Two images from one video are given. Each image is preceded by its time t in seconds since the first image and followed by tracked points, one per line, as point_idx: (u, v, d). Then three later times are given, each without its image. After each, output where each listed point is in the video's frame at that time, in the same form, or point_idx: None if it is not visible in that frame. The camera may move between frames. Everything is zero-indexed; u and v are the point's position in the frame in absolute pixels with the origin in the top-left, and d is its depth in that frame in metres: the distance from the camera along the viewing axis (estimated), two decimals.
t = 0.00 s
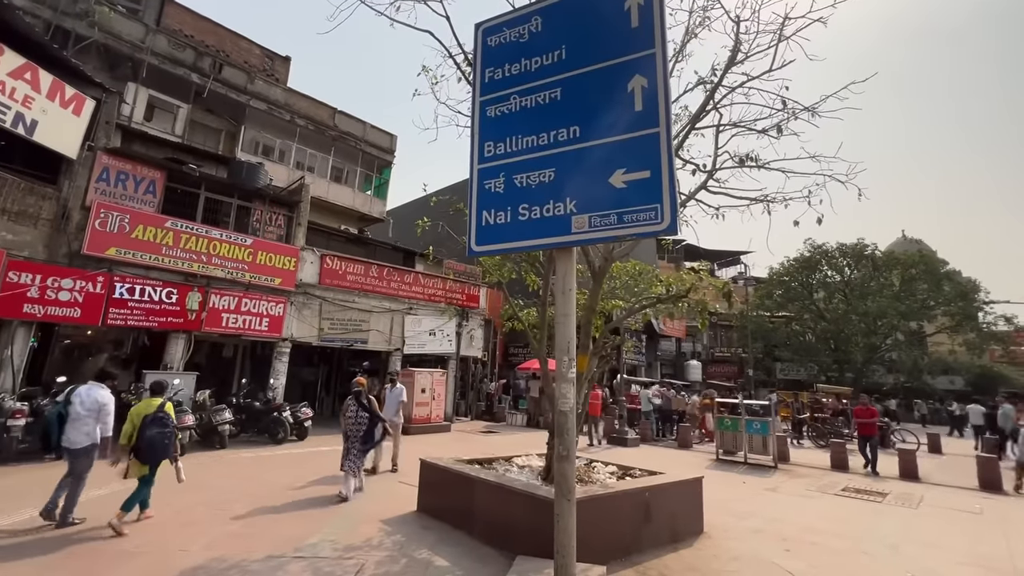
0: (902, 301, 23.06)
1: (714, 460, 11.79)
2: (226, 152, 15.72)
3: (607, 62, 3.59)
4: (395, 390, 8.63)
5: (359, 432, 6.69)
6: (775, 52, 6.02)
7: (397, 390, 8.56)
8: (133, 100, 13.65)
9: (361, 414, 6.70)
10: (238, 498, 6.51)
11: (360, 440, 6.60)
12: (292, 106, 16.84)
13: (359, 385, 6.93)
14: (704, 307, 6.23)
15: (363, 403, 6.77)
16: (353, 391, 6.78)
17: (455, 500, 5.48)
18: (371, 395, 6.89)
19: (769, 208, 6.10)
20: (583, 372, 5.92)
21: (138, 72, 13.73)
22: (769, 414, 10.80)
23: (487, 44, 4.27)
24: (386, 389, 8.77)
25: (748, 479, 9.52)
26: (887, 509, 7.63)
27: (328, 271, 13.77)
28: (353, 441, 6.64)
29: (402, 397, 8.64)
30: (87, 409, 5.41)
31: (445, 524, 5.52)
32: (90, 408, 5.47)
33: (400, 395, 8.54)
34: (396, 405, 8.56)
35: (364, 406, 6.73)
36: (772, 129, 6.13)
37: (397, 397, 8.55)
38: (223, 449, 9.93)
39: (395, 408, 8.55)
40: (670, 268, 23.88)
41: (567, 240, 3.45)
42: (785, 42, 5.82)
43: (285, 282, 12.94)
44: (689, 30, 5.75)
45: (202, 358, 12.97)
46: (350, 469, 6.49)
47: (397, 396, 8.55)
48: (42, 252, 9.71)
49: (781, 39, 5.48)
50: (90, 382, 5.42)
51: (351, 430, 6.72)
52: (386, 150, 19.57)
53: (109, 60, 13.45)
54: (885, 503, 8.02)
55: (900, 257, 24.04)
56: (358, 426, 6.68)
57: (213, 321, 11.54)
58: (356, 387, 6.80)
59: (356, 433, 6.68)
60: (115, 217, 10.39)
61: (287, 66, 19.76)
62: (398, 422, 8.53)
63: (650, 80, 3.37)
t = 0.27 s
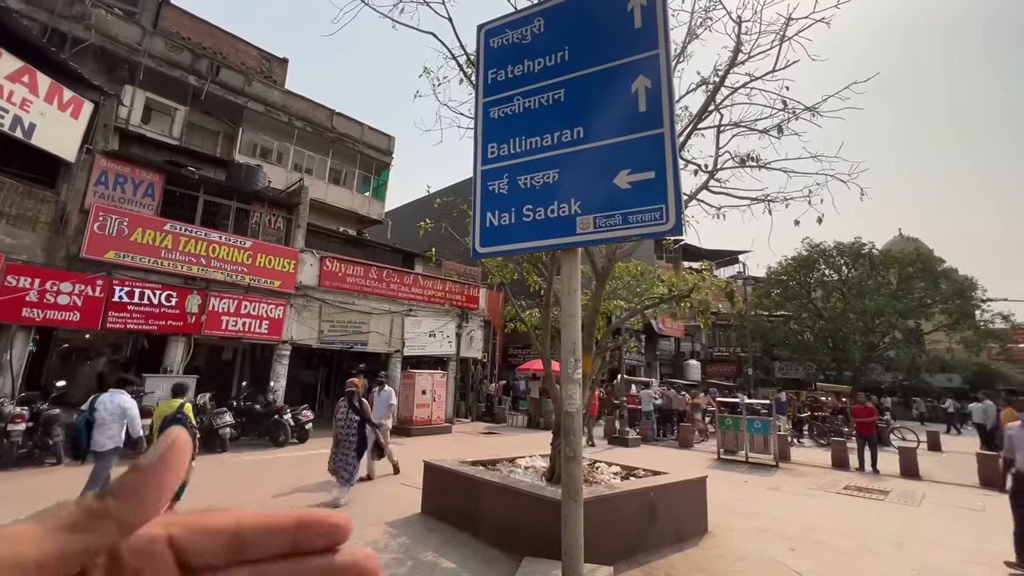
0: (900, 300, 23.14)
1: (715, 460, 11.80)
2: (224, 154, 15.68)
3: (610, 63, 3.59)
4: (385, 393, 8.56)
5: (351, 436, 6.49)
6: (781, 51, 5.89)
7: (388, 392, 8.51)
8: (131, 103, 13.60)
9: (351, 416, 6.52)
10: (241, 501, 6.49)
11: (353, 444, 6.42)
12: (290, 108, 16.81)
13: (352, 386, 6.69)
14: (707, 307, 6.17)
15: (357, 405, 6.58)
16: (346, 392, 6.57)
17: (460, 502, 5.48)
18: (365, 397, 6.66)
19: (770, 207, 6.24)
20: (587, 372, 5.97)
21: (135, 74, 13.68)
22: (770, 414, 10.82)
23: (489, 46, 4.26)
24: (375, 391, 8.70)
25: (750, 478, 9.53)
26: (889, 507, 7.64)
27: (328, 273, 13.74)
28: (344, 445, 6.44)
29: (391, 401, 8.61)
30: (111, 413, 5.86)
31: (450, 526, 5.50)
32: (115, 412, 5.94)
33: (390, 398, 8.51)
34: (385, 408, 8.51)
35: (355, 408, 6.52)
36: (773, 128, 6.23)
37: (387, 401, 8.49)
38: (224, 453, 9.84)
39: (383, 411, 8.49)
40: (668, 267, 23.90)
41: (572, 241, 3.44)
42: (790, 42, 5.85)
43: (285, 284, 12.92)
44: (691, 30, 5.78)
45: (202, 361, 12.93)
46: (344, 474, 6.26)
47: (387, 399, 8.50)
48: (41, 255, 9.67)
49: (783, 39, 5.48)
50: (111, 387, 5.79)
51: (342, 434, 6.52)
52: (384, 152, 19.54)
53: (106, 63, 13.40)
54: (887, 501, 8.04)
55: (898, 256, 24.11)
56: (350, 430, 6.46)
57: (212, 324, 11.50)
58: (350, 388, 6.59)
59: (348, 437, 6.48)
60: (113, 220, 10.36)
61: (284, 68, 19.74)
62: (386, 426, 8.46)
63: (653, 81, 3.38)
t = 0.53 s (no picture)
0: (897, 298, 23.25)
1: (715, 458, 11.83)
2: (222, 156, 15.67)
3: (611, 63, 3.60)
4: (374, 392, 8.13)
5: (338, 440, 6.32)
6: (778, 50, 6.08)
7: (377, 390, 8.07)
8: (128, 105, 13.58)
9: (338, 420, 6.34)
10: (242, 503, 6.48)
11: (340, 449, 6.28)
12: (288, 109, 16.81)
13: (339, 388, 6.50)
14: (707, 305, 6.19)
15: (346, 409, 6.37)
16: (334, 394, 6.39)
17: (462, 502, 5.47)
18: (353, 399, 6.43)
19: (769, 206, 6.26)
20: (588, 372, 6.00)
21: (132, 77, 13.66)
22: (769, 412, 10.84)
23: (490, 46, 4.27)
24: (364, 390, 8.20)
25: (750, 477, 9.55)
26: (889, 505, 7.68)
27: (327, 274, 13.73)
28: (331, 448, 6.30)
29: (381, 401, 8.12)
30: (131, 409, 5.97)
31: (452, 526, 5.51)
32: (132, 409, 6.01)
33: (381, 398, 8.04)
34: (375, 409, 8.00)
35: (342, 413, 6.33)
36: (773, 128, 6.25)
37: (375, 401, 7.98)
38: (223, 455, 9.83)
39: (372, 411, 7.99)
40: (667, 267, 23.94)
41: (573, 240, 3.45)
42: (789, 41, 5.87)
43: (284, 286, 12.89)
44: (690, 30, 5.81)
45: (201, 363, 12.91)
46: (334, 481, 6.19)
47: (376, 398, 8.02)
48: (39, 258, 9.65)
49: (783, 39, 5.50)
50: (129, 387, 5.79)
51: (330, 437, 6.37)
52: (382, 153, 19.55)
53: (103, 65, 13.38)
54: (888, 499, 8.06)
55: (895, 255, 24.20)
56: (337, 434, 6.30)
57: (212, 326, 11.48)
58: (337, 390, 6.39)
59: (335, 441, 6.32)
60: (112, 222, 10.34)
61: (282, 70, 19.74)
62: (371, 431, 7.79)
63: (654, 80, 3.39)
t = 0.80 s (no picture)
0: (896, 298, 23.31)
1: (715, 460, 11.83)
2: (221, 159, 15.68)
3: (609, 66, 3.61)
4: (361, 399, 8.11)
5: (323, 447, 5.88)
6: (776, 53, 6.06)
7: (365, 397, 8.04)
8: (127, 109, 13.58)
9: (323, 425, 5.94)
10: (242, 507, 6.48)
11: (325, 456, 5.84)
12: (287, 112, 16.82)
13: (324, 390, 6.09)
14: (707, 307, 6.19)
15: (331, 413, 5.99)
16: (317, 397, 5.95)
17: (462, 505, 5.47)
18: (337, 401, 6.08)
19: (768, 208, 6.20)
20: (587, 374, 6.02)
21: (131, 80, 13.67)
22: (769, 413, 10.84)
23: (488, 49, 4.28)
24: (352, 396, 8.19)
25: (751, 478, 9.56)
26: (888, 505, 7.69)
27: (326, 277, 13.73)
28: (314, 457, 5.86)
29: (369, 407, 8.15)
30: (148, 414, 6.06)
31: (452, 529, 5.51)
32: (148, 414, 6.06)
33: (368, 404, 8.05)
34: (363, 414, 8.03)
35: (327, 417, 5.95)
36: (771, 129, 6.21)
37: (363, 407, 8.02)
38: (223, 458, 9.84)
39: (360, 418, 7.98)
40: (666, 269, 23.97)
41: (573, 243, 3.46)
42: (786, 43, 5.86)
43: (283, 288, 12.89)
44: (689, 32, 5.80)
45: (200, 366, 12.91)
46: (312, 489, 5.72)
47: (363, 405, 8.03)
48: (39, 262, 9.65)
49: (781, 41, 5.52)
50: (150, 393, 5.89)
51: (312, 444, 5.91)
52: (381, 155, 19.58)
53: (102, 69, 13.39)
54: (888, 499, 8.06)
55: (894, 255, 24.24)
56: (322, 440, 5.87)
57: (211, 329, 11.47)
58: (320, 393, 5.97)
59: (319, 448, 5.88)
60: (111, 226, 10.33)
61: (281, 72, 19.76)
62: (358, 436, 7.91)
63: (653, 83, 3.40)
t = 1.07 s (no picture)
0: (897, 300, 23.31)
1: (716, 462, 11.83)
2: (223, 162, 15.73)
3: (608, 70, 3.63)
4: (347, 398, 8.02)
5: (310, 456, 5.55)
6: (773, 57, 5.98)
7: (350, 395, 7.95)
8: (129, 112, 13.64)
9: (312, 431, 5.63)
10: (243, 509, 6.49)
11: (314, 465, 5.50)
12: (289, 115, 16.88)
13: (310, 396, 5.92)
14: (706, 310, 6.22)
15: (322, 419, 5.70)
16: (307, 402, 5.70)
17: (463, 509, 5.47)
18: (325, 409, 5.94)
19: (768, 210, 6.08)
20: (587, 376, 6.03)
21: (134, 84, 13.73)
22: (770, 415, 10.85)
23: (488, 53, 4.30)
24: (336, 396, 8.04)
25: (752, 481, 9.55)
26: (890, 508, 7.68)
27: (327, 280, 13.75)
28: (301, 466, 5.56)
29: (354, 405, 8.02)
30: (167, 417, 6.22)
31: (452, 532, 5.52)
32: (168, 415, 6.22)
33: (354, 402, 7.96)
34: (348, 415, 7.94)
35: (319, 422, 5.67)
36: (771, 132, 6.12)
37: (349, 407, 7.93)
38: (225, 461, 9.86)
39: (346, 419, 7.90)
40: (667, 271, 24.00)
41: (572, 246, 3.47)
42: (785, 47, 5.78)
43: (284, 291, 12.91)
44: (687, 35, 5.77)
45: (201, 369, 12.92)
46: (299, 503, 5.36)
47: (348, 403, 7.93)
48: (41, 265, 9.70)
49: (779, 45, 5.53)
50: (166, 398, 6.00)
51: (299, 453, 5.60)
52: (382, 158, 19.62)
53: (104, 73, 13.45)
54: (889, 502, 8.06)
55: (895, 257, 24.23)
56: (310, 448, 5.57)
57: (212, 332, 11.49)
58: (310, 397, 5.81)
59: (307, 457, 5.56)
60: (113, 229, 10.37)
61: (282, 76, 19.85)
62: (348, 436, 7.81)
63: (651, 87, 3.41)
